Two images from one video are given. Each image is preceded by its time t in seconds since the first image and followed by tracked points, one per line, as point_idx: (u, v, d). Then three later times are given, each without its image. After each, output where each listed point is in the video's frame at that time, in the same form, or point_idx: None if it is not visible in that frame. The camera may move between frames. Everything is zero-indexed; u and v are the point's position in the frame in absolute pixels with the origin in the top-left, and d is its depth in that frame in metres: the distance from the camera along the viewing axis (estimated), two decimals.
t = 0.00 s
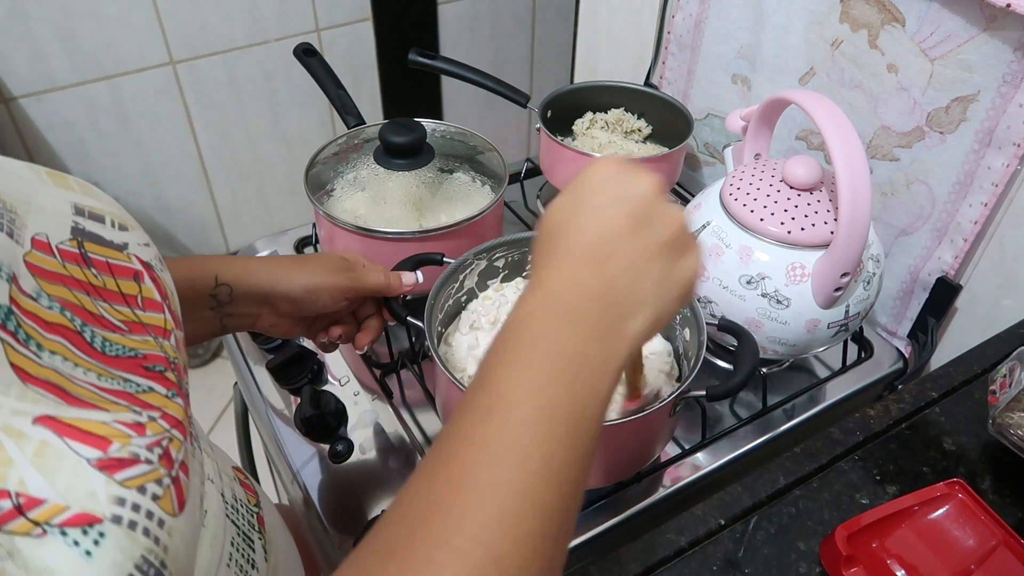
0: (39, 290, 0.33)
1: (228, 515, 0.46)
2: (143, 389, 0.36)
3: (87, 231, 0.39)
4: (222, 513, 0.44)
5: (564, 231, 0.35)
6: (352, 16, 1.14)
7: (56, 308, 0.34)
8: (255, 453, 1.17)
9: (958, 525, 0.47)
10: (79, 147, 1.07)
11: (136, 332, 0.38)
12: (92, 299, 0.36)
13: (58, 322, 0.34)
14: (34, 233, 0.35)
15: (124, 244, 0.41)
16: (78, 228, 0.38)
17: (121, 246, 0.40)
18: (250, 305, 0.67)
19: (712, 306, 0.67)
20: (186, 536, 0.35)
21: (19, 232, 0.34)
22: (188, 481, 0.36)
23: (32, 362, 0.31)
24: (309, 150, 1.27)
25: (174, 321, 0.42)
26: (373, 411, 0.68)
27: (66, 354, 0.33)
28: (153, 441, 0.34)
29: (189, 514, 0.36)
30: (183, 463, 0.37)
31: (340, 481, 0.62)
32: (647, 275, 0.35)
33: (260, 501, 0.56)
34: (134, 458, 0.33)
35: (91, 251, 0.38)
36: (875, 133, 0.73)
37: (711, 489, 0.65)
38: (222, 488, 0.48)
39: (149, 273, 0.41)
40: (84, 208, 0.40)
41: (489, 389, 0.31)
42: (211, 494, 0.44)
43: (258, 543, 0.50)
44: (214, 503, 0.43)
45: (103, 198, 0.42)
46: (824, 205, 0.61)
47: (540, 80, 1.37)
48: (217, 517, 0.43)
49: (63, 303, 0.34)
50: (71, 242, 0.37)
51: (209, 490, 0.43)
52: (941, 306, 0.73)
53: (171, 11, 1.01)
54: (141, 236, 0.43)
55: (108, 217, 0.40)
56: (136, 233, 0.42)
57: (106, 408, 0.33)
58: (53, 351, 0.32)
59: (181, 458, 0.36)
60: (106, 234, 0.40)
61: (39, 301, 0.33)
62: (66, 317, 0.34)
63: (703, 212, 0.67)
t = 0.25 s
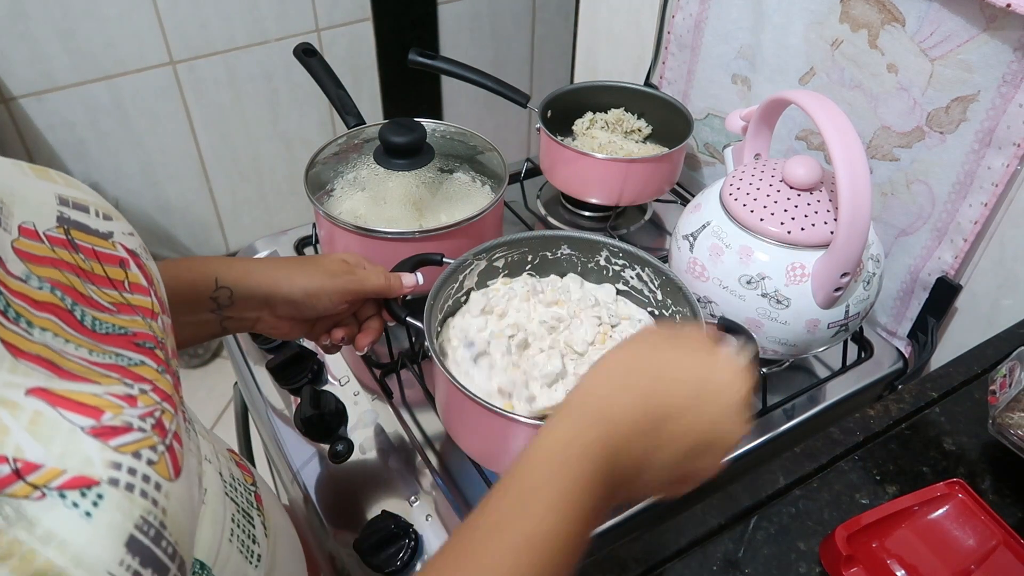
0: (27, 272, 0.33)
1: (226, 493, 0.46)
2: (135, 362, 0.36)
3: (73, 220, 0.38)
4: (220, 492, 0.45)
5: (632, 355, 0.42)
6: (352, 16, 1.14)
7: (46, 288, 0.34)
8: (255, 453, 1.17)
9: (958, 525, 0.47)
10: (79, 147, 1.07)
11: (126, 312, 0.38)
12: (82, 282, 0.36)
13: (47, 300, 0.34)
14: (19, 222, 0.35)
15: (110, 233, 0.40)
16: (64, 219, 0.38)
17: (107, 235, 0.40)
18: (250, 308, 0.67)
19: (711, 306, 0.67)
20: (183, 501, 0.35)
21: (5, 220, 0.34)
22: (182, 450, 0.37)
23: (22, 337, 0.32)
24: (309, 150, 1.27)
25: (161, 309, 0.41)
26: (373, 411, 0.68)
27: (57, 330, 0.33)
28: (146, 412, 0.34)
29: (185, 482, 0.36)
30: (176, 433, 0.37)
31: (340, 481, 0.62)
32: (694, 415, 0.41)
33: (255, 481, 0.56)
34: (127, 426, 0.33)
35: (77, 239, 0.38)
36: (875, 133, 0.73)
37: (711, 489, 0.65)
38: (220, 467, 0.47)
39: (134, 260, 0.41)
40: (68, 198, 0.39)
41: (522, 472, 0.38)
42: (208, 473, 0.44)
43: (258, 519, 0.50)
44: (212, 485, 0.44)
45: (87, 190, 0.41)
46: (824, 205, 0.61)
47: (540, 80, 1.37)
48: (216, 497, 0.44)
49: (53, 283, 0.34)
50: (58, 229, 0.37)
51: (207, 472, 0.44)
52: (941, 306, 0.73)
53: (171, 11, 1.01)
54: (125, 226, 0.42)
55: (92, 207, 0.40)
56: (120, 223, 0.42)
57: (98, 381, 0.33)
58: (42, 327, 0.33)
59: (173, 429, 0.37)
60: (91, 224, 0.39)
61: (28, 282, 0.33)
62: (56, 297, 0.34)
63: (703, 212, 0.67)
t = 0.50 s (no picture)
0: (36, 291, 0.33)
1: (233, 499, 0.46)
2: (147, 382, 0.36)
3: (84, 232, 0.38)
4: (227, 500, 0.45)
5: (450, 433, 0.46)
6: (352, 16, 1.14)
7: (56, 304, 0.34)
8: (255, 453, 1.16)
9: (958, 525, 0.47)
10: (79, 147, 1.07)
11: (140, 323, 0.38)
12: (97, 291, 0.36)
13: (59, 319, 0.34)
14: (30, 235, 0.35)
15: (121, 244, 0.40)
16: (75, 231, 0.38)
17: (119, 246, 0.40)
18: (250, 312, 0.67)
19: (712, 306, 0.67)
20: (193, 538, 0.35)
21: (15, 234, 0.34)
22: (192, 480, 0.37)
23: (30, 363, 0.32)
24: (309, 150, 1.27)
25: (170, 323, 0.42)
26: (373, 411, 0.68)
27: (68, 350, 0.33)
28: (156, 443, 0.34)
29: (194, 515, 0.36)
30: (185, 463, 0.37)
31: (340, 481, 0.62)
32: (473, 484, 0.47)
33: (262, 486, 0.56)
34: (137, 463, 0.33)
35: (90, 250, 0.38)
36: (875, 133, 0.73)
37: (711, 489, 0.65)
38: (228, 477, 0.48)
39: (145, 272, 0.41)
40: (78, 209, 0.39)
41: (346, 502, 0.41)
42: (215, 480, 0.45)
43: (264, 525, 0.50)
44: (218, 489, 0.44)
45: (97, 198, 0.41)
46: (824, 205, 0.61)
47: (540, 80, 1.37)
48: (223, 505, 0.44)
49: (64, 298, 0.34)
50: (70, 241, 0.37)
51: (213, 478, 0.44)
52: (941, 306, 0.73)
53: (171, 10, 1.01)
54: (136, 235, 0.42)
55: (103, 217, 0.40)
56: (131, 233, 0.42)
57: (112, 407, 0.33)
58: (52, 351, 0.33)
59: (183, 458, 0.37)
60: (102, 235, 0.39)
61: (37, 302, 0.33)
62: (67, 312, 0.34)
63: (703, 212, 0.67)
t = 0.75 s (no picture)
0: (48, 300, 0.33)
1: (237, 497, 0.46)
2: (160, 395, 0.37)
3: (91, 233, 0.38)
4: (231, 498, 0.45)
5: (464, 498, 0.47)
6: (352, 16, 1.14)
7: (69, 314, 0.34)
8: (255, 453, 1.16)
9: (958, 525, 0.47)
10: (79, 147, 1.07)
11: (150, 330, 0.38)
12: (108, 297, 0.36)
13: (73, 330, 0.34)
14: (38, 238, 0.35)
15: (127, 245, 0.40)
16: (82, 231, 0.37)
17: (125, 247, 0.40)
18: (249, 312, 0.67)
19: (711, 306, 0.67)
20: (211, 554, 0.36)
21: (24, 239, 0.34)
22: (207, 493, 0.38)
23: (46, 380, 0.32)
24: (309, 150, 1.27)
25: (176, 326, 0.42)
26: (372, 411, 0.68)
27: (81, 363, 0.34)
28: (173, 460, 0.35)
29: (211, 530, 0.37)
30: (200, 476, 0.37)
31: (340, 481, 0.63)
32: (471, 545, 0.49)
33: (264, 482, 0.56)
34: (156, 483, 0.34)
35: (98, 252, 0.38)
36: (875, 133, 0.73)
37: (711, 489, 0.65)
38: (231, 474, 0.48)
39: (152, 273, 0.41)
40: (84, 208, 0.39)
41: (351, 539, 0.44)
42: (220, 480, 0.45)
43: (270, 520, 0.50)
44: (223, 489, 0.44)
45: (102, 197, 0.41)
46: (824, 205, 0.61)
47: (540, 80, 1.37)
48: (228, 504, 0.44)
49: (76, 308, 0.34)
50: (78, 244, 0.37)
51: (218, 477, 0.45)
52: (941, 306, 0.73)
53: (171, 10, 1.01)
54: (142, 235, 0.42)
55: (109, 217, 0.40)
56: (137, 232, 0.42)
57: (128, 424, 0.34)
58: (67, 365, 0.33)
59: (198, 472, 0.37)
60: (109, 236, 0.39)
61: (49, 312, 0.33)
62: (80, 322, 0.34)
63: (703, 211, 0.67)
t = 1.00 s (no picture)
0: (55, 305, 0.33)
1: (239, 502, 0.46)
2: (165, 400, 0.37)
3: (100, 238, 0.38)
4: (234, 503, 0.45)
5: (479, 477, 0.44)
6: (352, 16, 1.14)
7: (75, 319, 0.34)
8: (255, 453, 1.16)
9: (958, 525, 0.47)
10: (79, 147, 1.07)
11: (157, 336, 0.38)
12: (114, 303, 0.36)
13: (78, 335, 0.34)
14: (47, 242, 0.35)
15: (136, 249, 0.40)
16: (93, 235, 0.38)
17: (134, 251, 0.40)
18: (250, 313, 0.67)
19: (711, 306, 0.67)
20: (212, 559, 0.37)
21: (33, 243, 0.34)
22: (209, 499, 0.38)
23: (51, 386, 0.32)
24: (309, 150, 1.27)
25: (183, 330, 0.42)
26: (372, 411, 0.68)
27: (87, 369, 0.33)
28: (176, 466, 0.36)
29: (212, 534, 0.37)
30: (202, 482, 0.38)
31: (340, 480, 0.63)
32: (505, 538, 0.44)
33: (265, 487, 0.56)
34: (158, 490, 0.34)
35: (106, 256, 0.38)
36: (875, 133, 0.73)
37: (711, 489, 0.65)
38: (233, 479, 0.48)
39: (160, 278, 0.41)
40: (94, 213, 0.39)
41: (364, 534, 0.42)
42: (222, 484, 0.45)
43: (269, 527, 0.50)
44: (225, 493, 0.44)
45: (112, 203, 0.41)
46: (824, 205, 0.61)
47: (540, 80, 1.37)
48: (230, 510, 0.43)
49: (82, 313, 0.34)
50: (87, 249, 0.37)
51: (219, 482, 0.44)
52: (941, 306, 0.73)
53: (171, 10, 1.01)
54: (150, 238, 0.42)
55: (118, 222, 0.40)
56: (145, 236, 0.42)
57: (132, 430, 0.34)
58: (72, 370, 0.33)
59: (200, 478, 0.38)
60: (118, 241, 0.39)
61: (56, 317, 0.33)
62: (86, 328, 0.34)
63: (703, 211, 0.67)
